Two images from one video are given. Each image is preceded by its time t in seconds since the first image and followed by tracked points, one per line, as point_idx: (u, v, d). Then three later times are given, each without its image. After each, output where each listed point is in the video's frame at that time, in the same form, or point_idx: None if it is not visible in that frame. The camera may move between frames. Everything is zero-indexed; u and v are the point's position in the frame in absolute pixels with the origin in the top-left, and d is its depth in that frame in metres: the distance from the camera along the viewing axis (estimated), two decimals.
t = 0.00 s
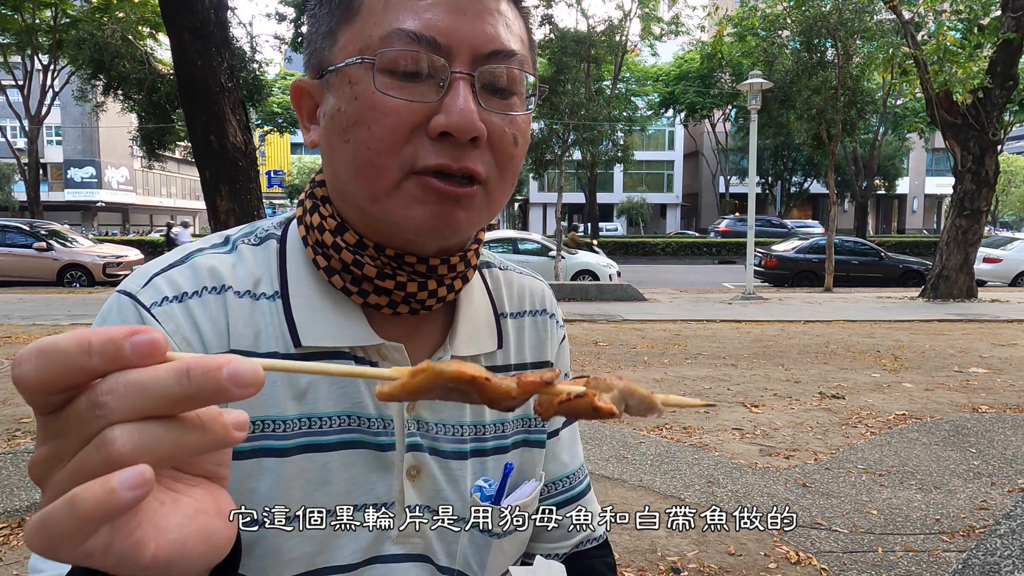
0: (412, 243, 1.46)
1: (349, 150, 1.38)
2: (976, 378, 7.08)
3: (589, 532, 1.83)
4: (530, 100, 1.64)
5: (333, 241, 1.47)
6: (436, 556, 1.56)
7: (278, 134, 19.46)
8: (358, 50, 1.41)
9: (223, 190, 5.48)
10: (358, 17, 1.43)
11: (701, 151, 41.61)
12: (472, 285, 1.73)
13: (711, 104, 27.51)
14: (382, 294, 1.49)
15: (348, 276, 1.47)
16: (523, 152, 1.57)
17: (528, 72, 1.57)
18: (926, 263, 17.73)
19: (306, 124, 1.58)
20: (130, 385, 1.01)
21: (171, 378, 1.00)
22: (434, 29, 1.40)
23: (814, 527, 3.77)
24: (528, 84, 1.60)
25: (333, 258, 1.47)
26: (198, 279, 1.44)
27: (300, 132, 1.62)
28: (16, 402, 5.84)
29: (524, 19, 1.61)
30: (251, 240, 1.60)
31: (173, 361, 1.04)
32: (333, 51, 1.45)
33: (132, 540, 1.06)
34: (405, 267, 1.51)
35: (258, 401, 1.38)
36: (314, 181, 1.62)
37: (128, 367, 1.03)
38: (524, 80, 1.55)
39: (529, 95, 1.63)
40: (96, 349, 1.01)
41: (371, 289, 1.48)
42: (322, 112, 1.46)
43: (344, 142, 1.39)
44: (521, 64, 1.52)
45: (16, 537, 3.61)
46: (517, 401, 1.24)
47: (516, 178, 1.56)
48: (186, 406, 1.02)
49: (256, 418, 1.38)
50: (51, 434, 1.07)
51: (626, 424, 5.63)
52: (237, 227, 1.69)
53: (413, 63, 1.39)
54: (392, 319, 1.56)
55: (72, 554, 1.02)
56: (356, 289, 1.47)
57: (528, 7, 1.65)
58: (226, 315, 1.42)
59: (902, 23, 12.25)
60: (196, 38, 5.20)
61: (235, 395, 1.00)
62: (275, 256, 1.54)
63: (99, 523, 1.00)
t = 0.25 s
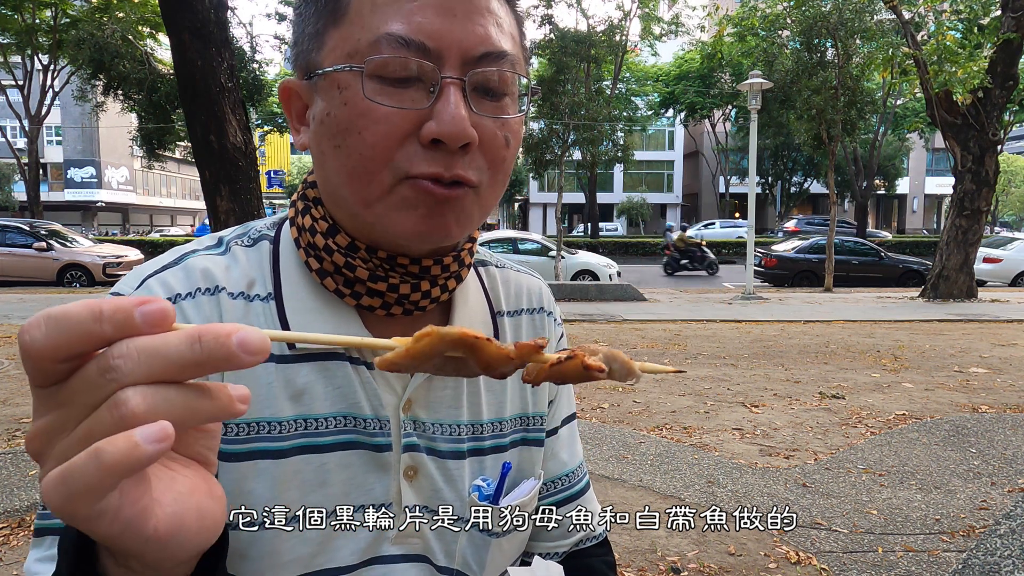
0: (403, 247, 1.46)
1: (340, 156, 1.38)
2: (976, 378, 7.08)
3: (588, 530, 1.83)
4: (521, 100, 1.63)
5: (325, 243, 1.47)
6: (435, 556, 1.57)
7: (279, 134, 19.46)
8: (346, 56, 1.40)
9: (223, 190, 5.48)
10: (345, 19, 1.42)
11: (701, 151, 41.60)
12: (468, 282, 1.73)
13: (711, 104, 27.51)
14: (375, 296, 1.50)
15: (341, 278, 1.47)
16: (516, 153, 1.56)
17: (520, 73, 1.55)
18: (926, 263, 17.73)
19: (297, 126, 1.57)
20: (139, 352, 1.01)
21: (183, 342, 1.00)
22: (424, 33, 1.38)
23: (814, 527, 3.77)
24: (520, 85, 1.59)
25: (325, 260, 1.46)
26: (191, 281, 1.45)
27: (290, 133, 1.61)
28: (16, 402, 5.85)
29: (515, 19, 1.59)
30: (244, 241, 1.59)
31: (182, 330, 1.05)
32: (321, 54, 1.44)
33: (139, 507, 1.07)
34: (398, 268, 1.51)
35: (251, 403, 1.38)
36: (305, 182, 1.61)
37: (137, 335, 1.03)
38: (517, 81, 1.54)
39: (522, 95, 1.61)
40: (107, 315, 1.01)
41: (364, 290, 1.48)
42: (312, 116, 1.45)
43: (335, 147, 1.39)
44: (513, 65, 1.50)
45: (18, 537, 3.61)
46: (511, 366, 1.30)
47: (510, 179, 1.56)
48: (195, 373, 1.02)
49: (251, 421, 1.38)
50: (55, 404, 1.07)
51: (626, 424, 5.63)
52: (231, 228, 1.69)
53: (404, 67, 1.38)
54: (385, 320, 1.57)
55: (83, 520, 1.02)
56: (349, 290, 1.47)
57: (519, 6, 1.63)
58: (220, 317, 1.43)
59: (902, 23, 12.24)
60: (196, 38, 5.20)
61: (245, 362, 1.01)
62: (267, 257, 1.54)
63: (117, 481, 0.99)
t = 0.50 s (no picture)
0: (400, 246, 1.46)
1: (334, 156, 1.38)
2: (976, 378, 7.08)
3: (589, 530, 1.82)
4: (519, 98, 1.62)
5: (321, 244, 1.47)
6: (434, 558, 1.57)
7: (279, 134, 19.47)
8: (339, 55, 1.40)
9: (223, 190, 5.48)
10: (338, 19, 1.41)
11: (701, 151, 41.60)
12: (467, 283, 1.72)
13: (711, 104, 27.50)
14: (373, 297, 1.50)
15: (338, 279, 1.47)
16: (514, 150, 1.56)
17: (517, 70, 1.55)
18: (926, 263, 17.73)
19: (290, 126, 1.57)
20: (122, 342, 1.00)
21: (166, 332, 0.99)
22: (417, 31, 1.37)
23: (814, 527, 3.77)
24: (518, 82, 1.58)
25: (321, 261, 1.47)
26: (188, 282, 1.44)
27: (284, 132, 1.61)
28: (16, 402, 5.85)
29: (512, 15, 1.58)
30: (241, 242, 1.59)
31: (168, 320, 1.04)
32: (314, 54, 1.44)
33: (121, 500, 1.06)
34: (396, 269, 1.52)
35: (249, 406, 1.38)
36: (302, 183, 1.62)
37: (121, 325, 1.02)
38: (514, 77, 1.54)
39: (519, 93, 1.61)
40: (90, 305, 1.01)
41: (362, 291, 1.49)
42: (305, 115, 1.45)
43: (328, 148, 1.39)
44: (510, 62, 1.50)
45: (17, 537, 3.61)
46: (501, 355, 1.29)
47: (508, 177, 1.56)
48: (178, 364, 1.00)
49: (248, 423, 1.38)
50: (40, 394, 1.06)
51: (626, 424, 5.63)
52: (227, 230, 1.69)
53: (397, 66, 1.38)
54: (384, 320, 1.57)
55: (63, 514, 1.02)
56: (347, 292, 1.48)
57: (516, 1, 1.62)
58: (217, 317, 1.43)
59: (902, 23, 12.24)
60: (196, 38, 5.20)
61: (229, 353, 0.99)
62: (264, 257, 1.54)
63: (97, 472, 0.98)
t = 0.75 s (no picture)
0: (399, 249, 1.46)
1: (331, 160, 1.38)
2: (976, 378, 7.08)
3: (589, 529, 1.82)
4: (519, 98, 1.62)
5: (319, 247, 1.47)
6: (434, 559, 1.57)
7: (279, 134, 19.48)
8: (335, 57, 1.40)
9: (223, 190, 5.48)
10: (334, 20, 1.41)
11: (701, 151, 41.60)
12: (466, 284, 1.72)
13: (711, 104, 27.51)
14: (372, 300, 1.51)
15: (337, 283, 1.48)
16: (514, 153, 1.56)
17: (517, 70, 1.54)
18: (926, 263, 17.73)
19: (289, 128, 1.57)
20: (108, 353, 0.98)
21: (154, 341, 0.97)
22: (414, 31, 1.37)
23: (814, 527, 3.77)
24: (518, 82, 1.58)
25: (320, 265, 1.47)
26: (186, 284, 1.44)
27: (282, 133, 1.61)
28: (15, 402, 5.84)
29: (511, 15, 1.58)
30: (239, 244, 1.59)
31: (152, 329, 1.02)
32: (310, 55, 1.45)
33: (115, 512, 1.06)
34: (394, 272, 1.52)
35: (248, 409, 1.38)
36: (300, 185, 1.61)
37: (106, 336, 1.00)
38: (513, 78, 1.53)
39: (519, 94, 1.61)
40: (71, 317, 0.99)
41: (360, 295, 1.49)
42: (303, 118, 1.46)
43: (325, 152, 1.39)
44: (509, 63, 1.49)
45: (17, 537, 3.61)
46: (493, 351, 1.29)
47: (508, 180, 1.55)
48: (168, 374, 0.99)
49: (247, 426, 1.38)
50: (21, 408, 1.04)
51: (626, 424, 5.63)
52: (225, 230, 1.69)
53: (395, 68, 1.37)
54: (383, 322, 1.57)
55: (55, 530, 1.02)
56: (346, 295, 1.49)
57: None
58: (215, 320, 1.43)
59: (902, 23, 12.24)
60: (196, 38, 5.20)
61: (218, 360, 0.98)
62: (263, 259, 1.54)
63: (92, 487, 0.97)
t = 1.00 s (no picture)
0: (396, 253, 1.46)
1: (329, 163, 1.38)
2: (976, 378, 7.08)
3: (589, 529, 1.82)
4: (521, 100, 1.61)
5: (317, 251, 1.48)
6: (435, 561, 1.56)
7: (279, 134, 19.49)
8: (335, 60, 1.39)
9: (223, 190, 5.48)
10: (333, 21, 1.40)
11: (701, 151, 41.59)
12: (466, 285, 1.72)
13: (711, 104, 27.50)
14: (369, 304, 1.51)
15: (334, 286, 1.50)
16: (515, 157, 1.55)
17: (518, 73, 1.54)
18: (926, 263, 17.72)
19: (286, 129, 1.57)
20: (102, 357, 0.98)
21: (144, 341, 0.97)
22: (415, 34, 1.36)
23: (814, 527, 3.77)
24: (519, 85, 1.57)
25: (318, 268, 1.48)
26: (184, 285, 1.44)
27: (280, 133, 1.60)
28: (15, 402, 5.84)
29: (512, 17, 1.57)
30: (237, 245, 1.60)
31: (141, 330, 1.01)
32: (309, 56, 1.44)
33: (118, 515, 1.06)
34: (392, 277, 1.51)
35: (247, 411, 1.38)
36: (298, 186, 1.61)
37: (96, 340, 1.00)
38: (515, 81, 1.53)
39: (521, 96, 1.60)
40: (59, 323, 0.98)
41: (358, 299, 1.50)
42: (301, 120, 1.45)
43: (323, 155, 1.39)
44: (511, 66, 1.49)
45: (16, 537, 3.61)
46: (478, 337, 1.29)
47: (508, 185, 1.55)
48: (161, 374, 0.99)
49: (246, 428, 1.38)
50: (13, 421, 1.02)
51: (626, 424, 5.63)
52: (223, 232, 1.69)
53: (395, 71, 1.37)
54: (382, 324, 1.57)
55: (52, 536, 1.00)
56: (343, 298, 1.50)
57: None
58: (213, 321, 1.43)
59: (902, 23, 12.24)
60: (196, 38, 5.20)
61: (211, 357, 0.98)
62: (261, 261, 1.54)
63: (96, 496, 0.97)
